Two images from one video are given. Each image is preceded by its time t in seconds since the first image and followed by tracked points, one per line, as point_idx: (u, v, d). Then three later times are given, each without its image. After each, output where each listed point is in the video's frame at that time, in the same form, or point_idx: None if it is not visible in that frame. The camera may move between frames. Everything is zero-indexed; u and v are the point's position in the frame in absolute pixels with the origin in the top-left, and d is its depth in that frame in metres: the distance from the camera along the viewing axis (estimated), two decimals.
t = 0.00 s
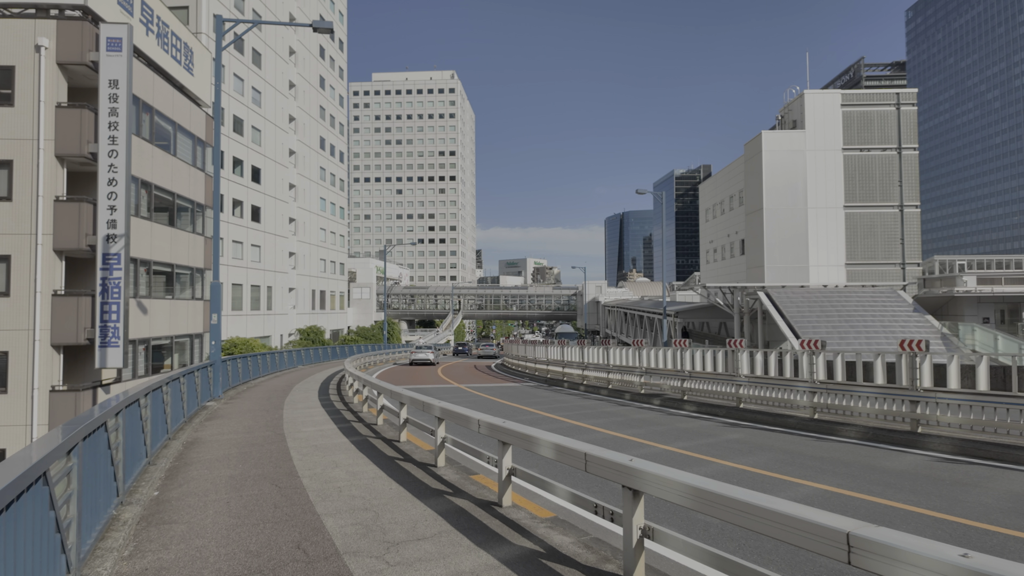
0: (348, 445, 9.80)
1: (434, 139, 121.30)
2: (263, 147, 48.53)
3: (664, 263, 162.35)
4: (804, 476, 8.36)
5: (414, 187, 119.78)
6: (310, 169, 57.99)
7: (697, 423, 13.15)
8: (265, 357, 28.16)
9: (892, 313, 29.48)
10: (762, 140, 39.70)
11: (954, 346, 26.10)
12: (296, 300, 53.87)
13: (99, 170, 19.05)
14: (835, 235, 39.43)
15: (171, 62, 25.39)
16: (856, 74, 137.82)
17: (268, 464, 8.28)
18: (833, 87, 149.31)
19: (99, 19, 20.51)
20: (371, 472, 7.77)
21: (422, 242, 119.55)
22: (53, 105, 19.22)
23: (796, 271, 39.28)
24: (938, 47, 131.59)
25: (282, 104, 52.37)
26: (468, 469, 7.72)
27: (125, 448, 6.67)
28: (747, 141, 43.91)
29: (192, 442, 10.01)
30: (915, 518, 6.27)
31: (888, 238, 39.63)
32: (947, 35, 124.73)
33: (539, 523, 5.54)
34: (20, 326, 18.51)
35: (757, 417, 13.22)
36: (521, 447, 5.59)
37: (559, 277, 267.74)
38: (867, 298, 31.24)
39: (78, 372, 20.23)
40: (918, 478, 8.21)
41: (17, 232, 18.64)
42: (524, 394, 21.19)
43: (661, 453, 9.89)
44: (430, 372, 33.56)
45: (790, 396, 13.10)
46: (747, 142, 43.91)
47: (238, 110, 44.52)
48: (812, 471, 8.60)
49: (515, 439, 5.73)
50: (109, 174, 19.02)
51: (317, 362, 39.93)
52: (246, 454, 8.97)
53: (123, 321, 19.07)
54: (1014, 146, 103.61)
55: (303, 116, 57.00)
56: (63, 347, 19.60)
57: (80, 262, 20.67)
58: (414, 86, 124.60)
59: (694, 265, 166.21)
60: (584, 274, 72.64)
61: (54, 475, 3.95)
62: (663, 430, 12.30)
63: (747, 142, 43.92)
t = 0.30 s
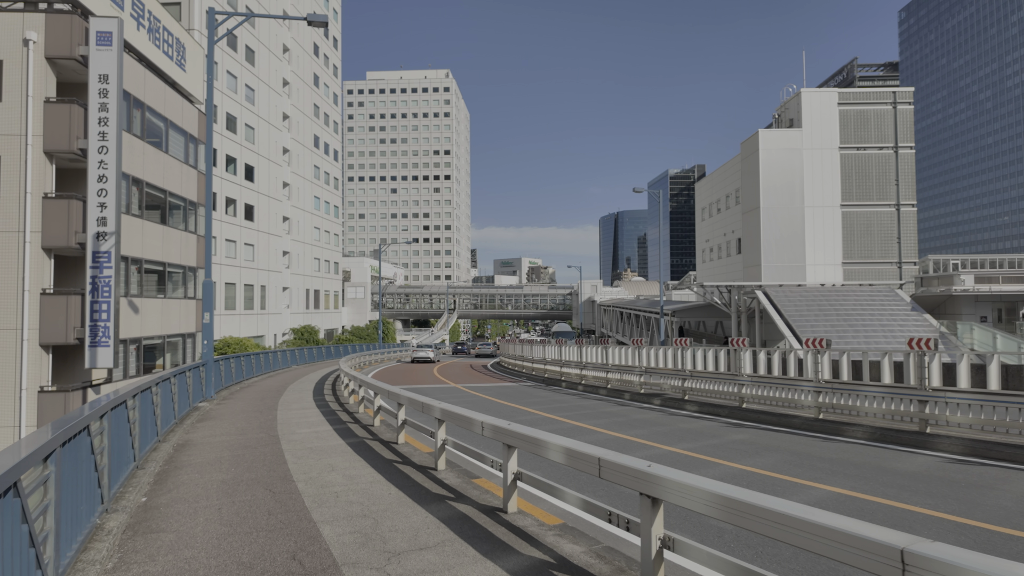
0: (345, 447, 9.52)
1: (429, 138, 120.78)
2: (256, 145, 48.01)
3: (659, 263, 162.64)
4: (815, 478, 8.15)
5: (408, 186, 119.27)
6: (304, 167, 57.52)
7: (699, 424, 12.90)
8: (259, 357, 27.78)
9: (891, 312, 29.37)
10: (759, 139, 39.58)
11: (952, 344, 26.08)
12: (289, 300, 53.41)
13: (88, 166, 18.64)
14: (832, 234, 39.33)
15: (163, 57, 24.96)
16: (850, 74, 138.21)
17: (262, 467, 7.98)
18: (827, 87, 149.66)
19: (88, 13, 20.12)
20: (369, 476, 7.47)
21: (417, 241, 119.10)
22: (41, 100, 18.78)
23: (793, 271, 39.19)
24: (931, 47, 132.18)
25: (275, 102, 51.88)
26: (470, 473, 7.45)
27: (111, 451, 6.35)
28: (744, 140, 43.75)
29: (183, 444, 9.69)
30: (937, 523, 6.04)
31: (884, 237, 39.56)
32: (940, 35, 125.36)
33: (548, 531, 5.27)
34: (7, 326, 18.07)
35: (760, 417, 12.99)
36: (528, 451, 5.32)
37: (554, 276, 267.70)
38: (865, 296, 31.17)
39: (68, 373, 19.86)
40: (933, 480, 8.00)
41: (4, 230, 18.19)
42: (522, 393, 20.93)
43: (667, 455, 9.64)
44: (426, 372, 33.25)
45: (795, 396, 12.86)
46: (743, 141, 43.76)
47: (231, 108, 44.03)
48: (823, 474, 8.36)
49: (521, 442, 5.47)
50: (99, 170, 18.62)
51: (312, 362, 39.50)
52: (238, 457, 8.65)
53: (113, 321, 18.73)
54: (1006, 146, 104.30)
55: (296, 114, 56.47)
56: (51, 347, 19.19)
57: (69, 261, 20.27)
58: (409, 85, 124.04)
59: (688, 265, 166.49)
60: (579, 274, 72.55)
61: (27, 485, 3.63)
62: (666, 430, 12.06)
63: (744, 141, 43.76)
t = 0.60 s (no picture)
0: (346, 451, 9.25)
1: (426, 138, 120.38)
2: (252, 143, 47.60)
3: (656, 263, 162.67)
4: (832, 484, 7.90)
5: (405, 186, 118.88)
6: (301, 166, 57.13)
7: (705, 427, 12.66)
8: (255, 358, 27.44)
9: (892, 313, 29.21)
10: (758, 138, 39.42)
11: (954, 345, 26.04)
12: (285, 300, 53.02)
13: (82, 164, 18.30)
14: (831, 234, 39.18)
15: (157, 54, 24.60)
16: (846, 74, 138.39)
17: (260, 473, 7.70)
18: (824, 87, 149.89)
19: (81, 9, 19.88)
20: (371, 483, 7.19)
21: (413, 241, 118.75)
22: (33, 97, 18.43)
23: (793, 271, 39.07)
24: (927, 49, 132.57)
25: (271, 100, 51.50)
26: (476, 481, 7.20)
27: (102, 459, 6.05)
28: (743, 140, 43.58)
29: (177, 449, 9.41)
30: (964, 534, 5.80)
31: (884, 237, 39.42)
32: (935, 36, 125.70)
33: (563, 543, 5.01)
34: None
35: (767, 420, 12.75)
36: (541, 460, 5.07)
37: (551, 276, 267.77)
38: (866, 296, 31.03)
39: (60, 374, 19.49)
40: (952, 486, 7.77)
41: None
42: (523, 395, 20.66)
43: (676, 460, 9.39)
44: (424, 372, 32.95)
45: (802, 398, 12.61)
46: (743, 140, 43.58)
47: (226, 106, 43.63)
48: (838, 480, 8.11)
49: (533, 449, 5.23)
50: (92, 168, 18.30)
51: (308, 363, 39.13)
52: (235, 463, 8.37)
53: (107, 321, 18.44)
54: (1002, 147, 104.66)
55: (293, 112, 56.07)
56: (44, 348, 18.84)
57: (62, 260, 19.94)
58: (405, 84, 123.64)
59: (685, 265, 166.61)
60: (577, 273, 72.30)
61: (7, 503, 3.36)
62: (673, 434, 11.80)
63: (743, 140, 43.59)
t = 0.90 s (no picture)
0: (346, 456, 8.98)
1: (422, 138, 119.98)
2: (247, 142, 47.23)
3: (652, 263, 162.70)
4: (848, 489, 7.68)
5: (401, 185, 118.55)
6: (296, 165, 56.72)
7: (711, 429, 12.44)
8: (251, 358, 27.10)
9: (892, 313, 29.08)
10: (757, 138, 39.37)
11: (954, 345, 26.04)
12: (281, 299, 52.63)
13: (74, 162, 17.96)
14: (829, 234, 39.08)
15: (152, 51, 24.25)
16: (841, 75, 138.58)
17: (258, 480, 7.42)
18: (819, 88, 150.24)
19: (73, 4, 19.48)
20: (374, 490, 6.92)
21: (409, 241, 118.37)
22: (24, 93, 18.08)
23: (791, 271, 39.02)
24: (921, 50, 133.12)
25: (267, 99, 51.16)
26: (483, 488, 6.95)
27: (93, 466, 5.77)
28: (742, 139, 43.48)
29: (172, 453, 9.12)
30: (994, 544, 5.57)
31: (882, 237, 39.34)
32: (929, 37, 126.16)
33: (578, 555, 4.76)
34: None
35: (774, 422, 12.54)
36: (556, 468, 4.82)
37: (547, 276, 267.67)
38: (865, 296, 30.93)
39: (52, 375, 19.11)
40: (971, 491, 7.57)
41: None
42: (523, 396, 20.40)
43: (686, 464, 9.15)
44: (421, 373, 32.68)
45: (810, 399, 12.38)
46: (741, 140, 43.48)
47: (222, 105, 43.28)
48: (853, 484, 7.89)
49: (546, 456, 4.99)
50: (85, 166, 17.96)
51: (304, 363, 38.81)
52: (232, 468, 8.09)
53: (100, 321, 18.06)
54: (995, 148, 105.11)
55: (288, 111, 55.70)
56: (36, 348, 18.52)
57: (54, 259, 19.61)
58: (401, 84, 123.24)
59: (680, 265, 166.80)
60: (574, 273, 72.23)
61: None
62: (679, 436, 11.57)
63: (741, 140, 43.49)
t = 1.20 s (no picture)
0: (346, 458, 8.75)
1: (417, 138, 119.62)
2: (241, 141, 46.84)
3: (648, 264, 162.77)
4: (862, 491, 7.52)
5: (396, 185, 118.18)
6: (291, 164, 56.30)
7: (716, 430, 12.24)
8: (246, 358, 26.78)
9: (891, 313, 29.00)
10: (755, 137, 39.28)
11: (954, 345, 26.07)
12: (275, 299, 52.23)
13: (66, 160, 17.60)
14: (827, 234, 39.03)
15: (145, 47, 23.90)
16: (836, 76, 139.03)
17: (257, 484, 7.18)
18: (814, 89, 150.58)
19: None
20: (378, 494, 6.68)
21: (404, 241, 118.03)
22: (16, 89, 17.72)
23: (789, 270, 38.97)
24: (915, 52, 133.71)
25: (262, 98, 50.77)
26: (489, 492, 6.73)
27: (84, 471, 5.51)
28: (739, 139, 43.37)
29: (166, 456, 8.85)
30: (1019, 549, 5.39)
31: (879, 237, 39.30)
32: (922, 39, 126.61)
33: (594, 563, 4.56)
34: None
35: (779, 423, 12.37)
36: (571, 472, 4.60)
37: (542, 276, 267.40)
38: (864, 296, 30.85)
39: (44, 376, 18.80)
40: (987, 493, 7.41)
41: None
42: (522, 396, 20.21)
43: (694, 466, 8.95)
44: (418, 373, 32.44)
45: (816, 399, 12.22)
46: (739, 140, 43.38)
47: (216, 103, 42.89)
48: (867, 487, 7.70)
49: (559, 460, 4.77)
50: (77, 163, 17.60)
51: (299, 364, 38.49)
52: (228, 471, 7.83)
53: (92, 322, 17.67)
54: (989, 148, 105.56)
55: (283, 110, 55.31)
56: (27, 349, 18.19)
57: (46, 258, 19.29)
58: (396, 84, 122.81)
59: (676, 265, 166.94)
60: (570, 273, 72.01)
61: None
62: (684, 437, 11.38)
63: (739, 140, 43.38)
